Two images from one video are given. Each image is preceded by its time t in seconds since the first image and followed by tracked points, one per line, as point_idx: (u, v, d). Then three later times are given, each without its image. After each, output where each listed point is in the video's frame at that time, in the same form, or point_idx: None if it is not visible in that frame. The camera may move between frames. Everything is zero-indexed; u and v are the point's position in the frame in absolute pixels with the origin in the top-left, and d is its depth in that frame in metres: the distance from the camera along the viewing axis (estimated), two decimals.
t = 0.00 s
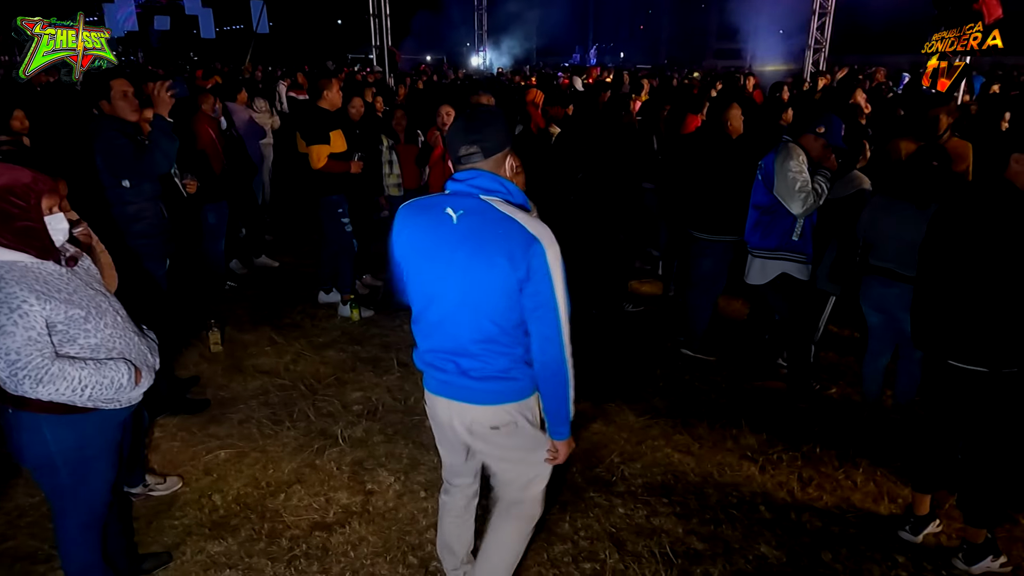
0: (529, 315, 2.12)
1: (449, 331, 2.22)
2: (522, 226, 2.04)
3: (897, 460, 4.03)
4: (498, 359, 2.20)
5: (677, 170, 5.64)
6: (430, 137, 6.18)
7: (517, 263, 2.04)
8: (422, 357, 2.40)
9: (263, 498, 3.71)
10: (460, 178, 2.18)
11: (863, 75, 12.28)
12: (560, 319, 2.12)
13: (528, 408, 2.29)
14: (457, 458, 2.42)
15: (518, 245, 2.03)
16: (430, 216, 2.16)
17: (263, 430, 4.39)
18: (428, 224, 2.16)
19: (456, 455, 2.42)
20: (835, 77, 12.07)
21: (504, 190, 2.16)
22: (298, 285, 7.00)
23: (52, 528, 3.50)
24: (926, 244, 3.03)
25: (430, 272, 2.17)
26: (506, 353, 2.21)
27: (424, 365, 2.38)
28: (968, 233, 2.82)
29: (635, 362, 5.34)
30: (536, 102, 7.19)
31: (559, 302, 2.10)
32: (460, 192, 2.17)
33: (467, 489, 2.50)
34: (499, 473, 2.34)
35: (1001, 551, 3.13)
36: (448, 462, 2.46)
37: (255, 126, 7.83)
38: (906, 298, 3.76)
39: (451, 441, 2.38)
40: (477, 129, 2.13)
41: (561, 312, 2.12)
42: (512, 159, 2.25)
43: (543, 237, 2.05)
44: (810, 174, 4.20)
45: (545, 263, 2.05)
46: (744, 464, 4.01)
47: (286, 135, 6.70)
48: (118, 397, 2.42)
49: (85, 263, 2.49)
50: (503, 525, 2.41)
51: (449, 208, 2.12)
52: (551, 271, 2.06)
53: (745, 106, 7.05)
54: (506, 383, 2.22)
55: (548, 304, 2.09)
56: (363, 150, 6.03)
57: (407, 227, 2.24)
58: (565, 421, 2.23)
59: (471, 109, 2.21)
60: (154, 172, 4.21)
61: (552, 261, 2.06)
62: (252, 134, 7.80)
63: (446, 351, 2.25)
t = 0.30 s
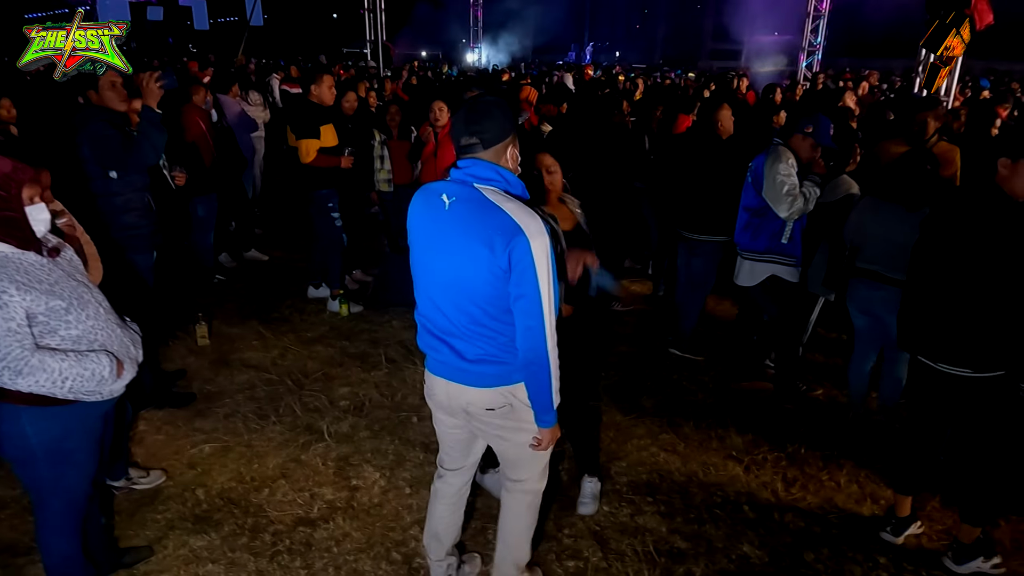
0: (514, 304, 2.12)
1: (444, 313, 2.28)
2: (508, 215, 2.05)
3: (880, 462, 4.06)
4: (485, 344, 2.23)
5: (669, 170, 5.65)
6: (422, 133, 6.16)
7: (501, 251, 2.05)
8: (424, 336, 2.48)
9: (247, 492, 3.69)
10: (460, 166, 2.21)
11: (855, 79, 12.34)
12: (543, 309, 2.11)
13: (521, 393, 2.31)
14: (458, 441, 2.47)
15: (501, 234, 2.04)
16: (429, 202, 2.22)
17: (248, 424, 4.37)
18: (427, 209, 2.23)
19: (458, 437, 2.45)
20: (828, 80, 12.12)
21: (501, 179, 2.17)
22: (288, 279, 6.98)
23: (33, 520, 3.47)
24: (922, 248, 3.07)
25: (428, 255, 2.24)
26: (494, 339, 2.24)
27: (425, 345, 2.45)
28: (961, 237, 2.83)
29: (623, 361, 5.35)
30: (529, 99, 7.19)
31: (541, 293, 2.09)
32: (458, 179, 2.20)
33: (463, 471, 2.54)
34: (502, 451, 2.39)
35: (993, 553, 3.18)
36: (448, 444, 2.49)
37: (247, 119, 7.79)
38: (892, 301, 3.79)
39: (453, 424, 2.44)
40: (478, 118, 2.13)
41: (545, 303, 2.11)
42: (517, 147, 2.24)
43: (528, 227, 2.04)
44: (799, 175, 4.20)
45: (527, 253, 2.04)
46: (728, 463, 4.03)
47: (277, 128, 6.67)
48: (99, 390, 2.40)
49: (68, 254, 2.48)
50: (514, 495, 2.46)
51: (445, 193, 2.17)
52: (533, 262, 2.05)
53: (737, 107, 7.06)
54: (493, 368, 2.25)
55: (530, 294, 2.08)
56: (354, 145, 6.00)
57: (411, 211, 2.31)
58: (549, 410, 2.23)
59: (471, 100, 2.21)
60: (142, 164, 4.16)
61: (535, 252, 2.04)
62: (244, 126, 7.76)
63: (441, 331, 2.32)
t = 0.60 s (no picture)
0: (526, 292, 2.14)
1: (446, 309, 2.25)
2: (517, 203, 2.06)
3: (865, 460, 4.07)
4: (492, 337, 2.21)
5: (661, 166, 5.64)
6: (416, 126, 6.12)
7: (514, 241, 2.06)
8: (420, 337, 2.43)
9: (232, 484, 3.68)
10: (460, 160, 2.20)
11: (851, 77, 12.34)
12: (555, 295, 2.14)
13: (526, 383, 2.32)
14: (456, 429, 2.45)
15: (511, 224, 2.05)
16: (430, 197, 2.20)
17: (235, 415, 4.35)
18: (428, 204, 2.20)
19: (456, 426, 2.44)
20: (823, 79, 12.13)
21: (505, 171, 2.17)
22: (278, 271, 6.94)
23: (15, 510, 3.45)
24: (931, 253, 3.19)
25: (430, 252, 2.20)
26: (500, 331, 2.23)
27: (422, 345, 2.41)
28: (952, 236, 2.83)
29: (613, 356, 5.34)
30: (523, 92, 7.16)
31: (553, 280, 2.12)
32: (459, 173, 2.19)
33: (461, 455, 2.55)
34: (494, 450, 2.36)
35: (1011, 557, 3.14)
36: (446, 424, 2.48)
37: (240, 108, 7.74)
38: (882, 300, 3.78)
39: (449, 412, 2.41)
40: (477, 113, 2.11)
41: (556, 289, 2.14)
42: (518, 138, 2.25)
43: (538, 215, 2.06)
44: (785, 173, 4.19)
45: (539, 240, 2.06)
46: (715, 460, 4.03)
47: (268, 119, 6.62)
48: (79, 379, 2.38)
49: (49, 242, 2.45)
50: (500, 499, 2.44)
51: (449, 186, 2.15)
52: (545, 249, 2.07)
53: (731, 104, 7.05)
54: (500, 361, 2.23)
55: (543, 282, 2.11)
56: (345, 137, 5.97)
57: (409, 207, 2.28)
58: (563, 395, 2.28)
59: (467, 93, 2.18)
60: (129, 152, 4.12)
61: (546, 239, 2.07)
62: (236, 116, 7.71)
63: (444, 328, 2.27)
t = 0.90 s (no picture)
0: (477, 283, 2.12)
1: (399, 298, 2.21)
2: (468, 191, 2.04)
3: (851, 452, 4.08)
4: (444, 327, 2.18)
5: (648, 159, 5.62)
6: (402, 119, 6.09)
7: (463, 229, 2.04)
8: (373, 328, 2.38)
9: (214, 481, 3.64)
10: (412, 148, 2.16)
11: (840, 70, 12.34)
12: (505, 286, 2.11)
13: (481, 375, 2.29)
14: (406, 438, 2.36)
15: (461, 213, 2.02)
16: (383, 184, 2.16)
17: (218, 412, 4.31)
18: (381, 191, 2.16)
19: (407, 435, 2.35)
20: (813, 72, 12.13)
21: (458, 160, 2.13)
22: (265, 266, 6.89)
23: None
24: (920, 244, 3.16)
25: (383, 239, 2.17)
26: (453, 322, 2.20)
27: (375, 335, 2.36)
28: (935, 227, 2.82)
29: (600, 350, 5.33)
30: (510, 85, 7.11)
31: (503, 271, 2.09)
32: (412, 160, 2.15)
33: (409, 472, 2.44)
34: (456, 444, 2.35)
35: (995, 551, 3.15)
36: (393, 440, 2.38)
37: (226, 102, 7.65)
38: (867, 292, 3.77)
39: (401, 420, 2.34)
40: (425, 103, 2.08)
41: (507, 281, 2.11)
42: (471, 128, 2.17)
43: (489, 202, 2.04)
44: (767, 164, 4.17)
45: (490, 230, 2.04)
46: (701, 453, 4.03)
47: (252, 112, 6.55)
48: (53, 376, 2.34)
49: (23, 237, 2.41)
50: (470, 494, 2.46)
51: (401, 173, 2.12)
52: (496, 238, 2.05)
53: (718, 97, 7.05)
54: (453, 352, 2.20)
55: (493, 272, 2.08)
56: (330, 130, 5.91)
57: (362, 195, 2.24)
58: (517, 387, 2.26)
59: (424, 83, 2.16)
60: (106, 145, 4.05)
61: (497, 228, 2.05)
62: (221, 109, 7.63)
63: (396, 319, 2.24)
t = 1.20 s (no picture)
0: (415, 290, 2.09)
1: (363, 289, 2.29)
2: (417, 200, 2.03)
3: (841, 449, 4.08)
4: (394, 326, 2.22)
5: (637, 156, 5.59)
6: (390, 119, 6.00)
7: (404, 236, 2.03)
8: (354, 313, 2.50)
9: (201, 487, 3.60)
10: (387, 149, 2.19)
11: (830, 66, 12.35)
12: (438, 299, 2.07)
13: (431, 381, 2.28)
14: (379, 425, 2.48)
15: (404, 219, 2.02)
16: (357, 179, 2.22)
17: (205, 416, 4.26)
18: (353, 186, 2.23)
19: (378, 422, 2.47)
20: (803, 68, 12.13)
21: (424, 167, 2.14)
22: (253, 266, 6.83)
23: None
24: (908, 236, 3.28)
25: (350, 233, 2.24)
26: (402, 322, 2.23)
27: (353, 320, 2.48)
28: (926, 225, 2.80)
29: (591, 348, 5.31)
30: (499, 83, 7.07)
31: (435, 284, 2.04)
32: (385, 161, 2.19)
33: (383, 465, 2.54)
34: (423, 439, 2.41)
35: (986, 548, 3.15)
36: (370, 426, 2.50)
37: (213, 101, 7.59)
38: (854, 289, 3.81)
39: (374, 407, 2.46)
40: (399, 110, 2.09)
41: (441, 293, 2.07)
42: (448, 131, 2.21)
43: (433, 214, 2.01)
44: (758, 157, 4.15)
45: (427, 240, 2.00)
46: (692, 452, 4.02)
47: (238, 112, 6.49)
48: (32, 383, 2.30)
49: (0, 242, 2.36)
50: (435, 486, 2.52)
51: (369, 172, 2.16)
52: (431, 251, 2.01)
53: (708, 94, 7.03)
54: (400, 352, 2.23)
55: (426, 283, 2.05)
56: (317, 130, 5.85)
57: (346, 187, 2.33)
58: (442, 402, 2.21)
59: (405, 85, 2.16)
60: (86, 145, 3.99)
61: (433, 241, 2.00)
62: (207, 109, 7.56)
63: (362, 309, 2.33)
